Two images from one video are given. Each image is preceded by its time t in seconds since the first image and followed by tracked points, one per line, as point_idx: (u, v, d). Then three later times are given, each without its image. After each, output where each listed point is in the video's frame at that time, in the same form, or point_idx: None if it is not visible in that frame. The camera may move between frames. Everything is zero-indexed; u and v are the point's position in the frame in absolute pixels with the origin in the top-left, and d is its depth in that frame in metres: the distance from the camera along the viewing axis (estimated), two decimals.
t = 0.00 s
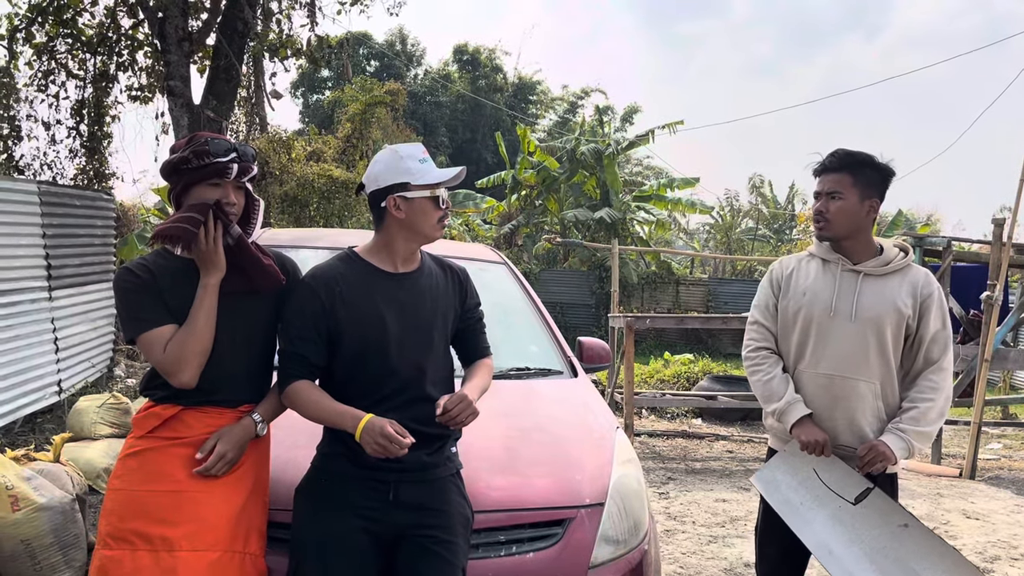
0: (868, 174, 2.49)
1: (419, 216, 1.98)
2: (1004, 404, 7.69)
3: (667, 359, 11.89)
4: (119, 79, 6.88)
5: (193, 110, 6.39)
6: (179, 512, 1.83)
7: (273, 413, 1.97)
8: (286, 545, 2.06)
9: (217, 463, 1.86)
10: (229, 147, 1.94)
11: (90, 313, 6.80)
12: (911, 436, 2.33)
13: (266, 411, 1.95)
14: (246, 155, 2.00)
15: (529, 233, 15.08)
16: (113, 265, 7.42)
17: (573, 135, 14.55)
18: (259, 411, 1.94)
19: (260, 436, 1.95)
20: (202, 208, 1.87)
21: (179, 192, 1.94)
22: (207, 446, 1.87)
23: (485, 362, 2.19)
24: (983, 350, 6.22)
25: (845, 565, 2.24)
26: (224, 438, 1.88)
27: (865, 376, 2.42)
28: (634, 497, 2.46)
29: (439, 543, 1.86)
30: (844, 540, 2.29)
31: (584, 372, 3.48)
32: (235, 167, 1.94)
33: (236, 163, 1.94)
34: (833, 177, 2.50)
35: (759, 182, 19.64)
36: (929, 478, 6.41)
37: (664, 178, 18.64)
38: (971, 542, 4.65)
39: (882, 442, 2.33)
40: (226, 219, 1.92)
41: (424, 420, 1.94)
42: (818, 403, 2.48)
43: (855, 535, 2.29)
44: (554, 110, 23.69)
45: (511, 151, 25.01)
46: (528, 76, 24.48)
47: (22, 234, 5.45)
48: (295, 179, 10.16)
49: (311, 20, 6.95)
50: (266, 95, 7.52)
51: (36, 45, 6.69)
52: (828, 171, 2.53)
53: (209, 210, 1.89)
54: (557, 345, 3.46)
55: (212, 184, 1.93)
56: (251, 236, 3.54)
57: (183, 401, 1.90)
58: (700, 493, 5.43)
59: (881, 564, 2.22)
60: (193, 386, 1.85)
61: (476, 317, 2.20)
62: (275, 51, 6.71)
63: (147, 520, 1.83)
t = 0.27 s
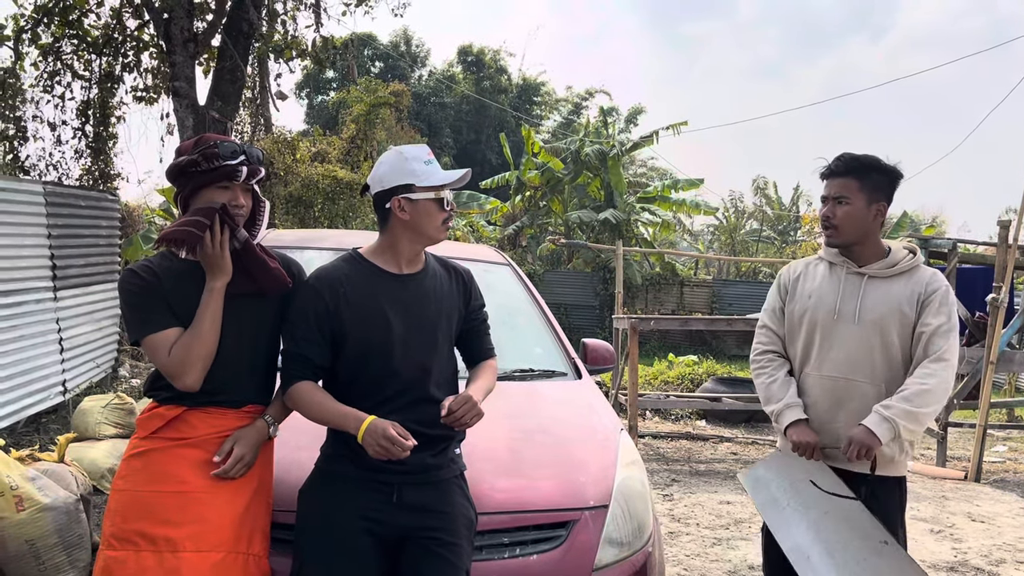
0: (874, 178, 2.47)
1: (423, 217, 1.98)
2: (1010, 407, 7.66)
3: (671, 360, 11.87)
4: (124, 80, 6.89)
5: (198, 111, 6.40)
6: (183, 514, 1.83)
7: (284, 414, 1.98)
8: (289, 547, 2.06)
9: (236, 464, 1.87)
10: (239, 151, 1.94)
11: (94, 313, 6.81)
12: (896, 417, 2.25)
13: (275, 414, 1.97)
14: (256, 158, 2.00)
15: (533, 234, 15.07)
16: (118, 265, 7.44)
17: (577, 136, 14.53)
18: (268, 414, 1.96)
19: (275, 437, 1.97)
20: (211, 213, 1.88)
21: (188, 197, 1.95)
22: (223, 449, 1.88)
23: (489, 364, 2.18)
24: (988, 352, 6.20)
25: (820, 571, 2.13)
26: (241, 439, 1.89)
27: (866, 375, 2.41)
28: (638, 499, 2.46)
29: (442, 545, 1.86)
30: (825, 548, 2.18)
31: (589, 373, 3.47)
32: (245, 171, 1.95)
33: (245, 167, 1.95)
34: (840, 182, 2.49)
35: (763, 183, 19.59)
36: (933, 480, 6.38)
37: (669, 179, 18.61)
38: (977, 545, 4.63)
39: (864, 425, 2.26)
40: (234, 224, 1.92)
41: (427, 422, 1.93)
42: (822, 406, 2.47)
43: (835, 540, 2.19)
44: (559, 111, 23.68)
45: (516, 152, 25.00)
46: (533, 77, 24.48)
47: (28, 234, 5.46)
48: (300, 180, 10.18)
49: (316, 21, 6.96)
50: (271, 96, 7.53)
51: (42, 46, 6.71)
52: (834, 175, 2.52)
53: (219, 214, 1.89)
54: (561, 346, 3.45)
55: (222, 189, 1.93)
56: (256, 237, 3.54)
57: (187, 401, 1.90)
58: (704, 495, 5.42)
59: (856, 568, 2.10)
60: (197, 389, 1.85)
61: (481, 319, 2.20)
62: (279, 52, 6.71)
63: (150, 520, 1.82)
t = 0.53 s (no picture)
0: (880, 181, 2.41)
1: (426, 219, 1.97)
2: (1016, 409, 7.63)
3: (675, 362, 11.85)
4: (130, 81, 6.91)
5: (204, 113, 6.42)
6: (189, 515, 1.83)
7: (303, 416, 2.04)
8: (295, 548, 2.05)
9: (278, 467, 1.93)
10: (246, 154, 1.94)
11: (100, 313, 6.83)
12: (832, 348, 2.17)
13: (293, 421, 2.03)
14: (262, 159, 2.00)
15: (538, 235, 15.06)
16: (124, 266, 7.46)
17: (582, 137, 14.52)
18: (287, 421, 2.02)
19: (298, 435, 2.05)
20: (220, 216, 1.88)
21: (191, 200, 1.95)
22: (263, 456, 1.93)
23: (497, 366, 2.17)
24: (995, 354, 6.17)
25: (766, 568, 2.14)
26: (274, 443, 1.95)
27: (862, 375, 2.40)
28: (644, 501, 2.45)
29: (449, 547, 1.86)
30: (778, 546, 2.17)
31: (594, 375, 3.46)
32: (252, 174, 1.95)
33: (253, 169, 1.95)
34: (844, 184, 2.44)
35: (768, 185, 19.55)
36: (939, 483, 6.36)
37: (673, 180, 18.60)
38: (983, 548, 4.61)
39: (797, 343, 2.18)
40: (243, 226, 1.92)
41: (433, 423, 1.93)
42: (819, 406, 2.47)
43: (791, 542, 2.15)
44: (563, 111, 23.68)
45: (520, 153, 25.00)
46: (537, 78, 24.48)
47: (34, 234, 5.48)
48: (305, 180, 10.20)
49: (322, 22, 6.97)
50: (277, 97, 7.54)
51: (48, 47, 6.72)
52: (839, 177, 2.46)
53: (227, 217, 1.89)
54: (567, 348, 3.44)
55: (230, 191, 1.94)
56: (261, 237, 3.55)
57: (194, 402, 1.90)
58: (709, 497, 5.40)
59: None
60: (207, 392, 1.85)
61: (486, 320, 2.19)
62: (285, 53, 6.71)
63: (157, 521, 1.83)
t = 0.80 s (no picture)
0: (880, 184, 2.42)
1: (429, 221, 1.97)
2: None
3: (680, 364, 11.83)
4: (136, 82, 6.93)
5: (209, 113, 6.43)
6: (197, 516, 1.83)
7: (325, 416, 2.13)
8: (302, 549, 2.06)
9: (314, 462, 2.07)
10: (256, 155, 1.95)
11: (106, 314, 6.84)
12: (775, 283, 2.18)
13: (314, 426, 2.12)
14: (272, 161, 2.01)
15: (542, 237, 15.04)
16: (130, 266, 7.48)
17: (587, 138, 14.51)
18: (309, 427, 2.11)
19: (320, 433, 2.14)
20: (230, 219, 1.89)
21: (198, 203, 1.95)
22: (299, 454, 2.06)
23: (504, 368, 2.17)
24: (1002, 357, 6.14)
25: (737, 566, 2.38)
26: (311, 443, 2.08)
27: (849, 371, 2.41)
28: (651, 504, 2.44)
29: (457, 549, 1.85)
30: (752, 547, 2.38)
31: (601, 376, 3.45)
32: (262, 177, 1.96)
33: (263, 172, 1.95)
34: (844, 187, 2.45)
35: (773, 186, 19.50)
36: (946, 486, 6.33)
37: (679, 182, 18.57)
38: (990, 551, 4.59)
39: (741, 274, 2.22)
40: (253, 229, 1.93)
41: (440, 424, 1.92)
42: (815, 406, 2.51)
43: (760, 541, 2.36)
44: (568, 113, 23.70)
45: (525, 154, 25.01)
46: (542, 80, 24.48)
47: (41, 235, 5.50)
48: (311, 182, 10.22)
49: (327, 24, 6.97)
50: (282, 98, 7.54)
51: (55, 49, 6.74)
52: (839, 179, 2.47)
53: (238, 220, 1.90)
54: (573, 349, 3.44)
55: (240, 194, 1.94)
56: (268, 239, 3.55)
57: (202, 404, 1.89)
58: (715, 499, 5.39)
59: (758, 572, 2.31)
60: (215, 393, 1.86)
61: (494, 321, 2.19)
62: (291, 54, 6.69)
63: (165, 521, 1.83)
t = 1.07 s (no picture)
0: (867, 192, 2.39)
1: (423, 223, 1.97)
2: None
3: (685, 365, 11.80)
4: (141, 83, 6.93)
5: (214, 114, 6.44)
6: (204, 518, 1.83)
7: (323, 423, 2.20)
8: (307, 550, 2.05)
9: (321, 467, 2.14)
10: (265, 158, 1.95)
11: (111, 315, 6.85)
12: (721, 274, 2.19)
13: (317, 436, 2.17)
14: (280, 163, 2.01)
15: (546, 238, 15.02)
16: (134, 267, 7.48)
17: (591, 139, 14.50)
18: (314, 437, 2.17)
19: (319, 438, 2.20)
20: (240, 223, 1.89)
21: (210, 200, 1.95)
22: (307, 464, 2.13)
23: (509, 369, 2.17)
24: (1008, 358, 6.12)
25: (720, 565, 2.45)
26: (316, 449, 2.15)
27: (822, 374, 2.45)
28: (657, 505, 2.43)
29: (462, 550, 1.85)
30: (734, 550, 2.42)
31: (606, 378, 3.44)
32: (272, 180, 1.96)
33: (272, 176, 1.96)
34: (830, 193, 2.42)
35: (777, 187, 19.46)
36: (952, 488, 6.30)
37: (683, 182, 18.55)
38: (997, 553, 4.56)
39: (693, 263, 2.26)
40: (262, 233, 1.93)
41: (445, 426, 1.92)
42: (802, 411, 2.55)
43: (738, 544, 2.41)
44: (572, 113, 23.71)
45: (529, 155, 25.01)
46: (546, 81, 24.47)
47: (46, 236, 5.50)
48: (315, 183, 10.23)
49: (332, 24, 6.98)
50: (286, 99, 7.53)
51: (60, 50, 6.75)
52: (825, 184, 2.44)
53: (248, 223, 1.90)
54: (578, 350, 3.43)
55: (250, 197, 1.94)
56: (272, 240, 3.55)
57: (208, 405, 1.89)
58: (719, 500, 5.37)
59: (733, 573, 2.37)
60: (223, 397, 1.86)
61: (501, 323, 2.19)
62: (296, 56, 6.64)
63: (171, 523, 1.83)
